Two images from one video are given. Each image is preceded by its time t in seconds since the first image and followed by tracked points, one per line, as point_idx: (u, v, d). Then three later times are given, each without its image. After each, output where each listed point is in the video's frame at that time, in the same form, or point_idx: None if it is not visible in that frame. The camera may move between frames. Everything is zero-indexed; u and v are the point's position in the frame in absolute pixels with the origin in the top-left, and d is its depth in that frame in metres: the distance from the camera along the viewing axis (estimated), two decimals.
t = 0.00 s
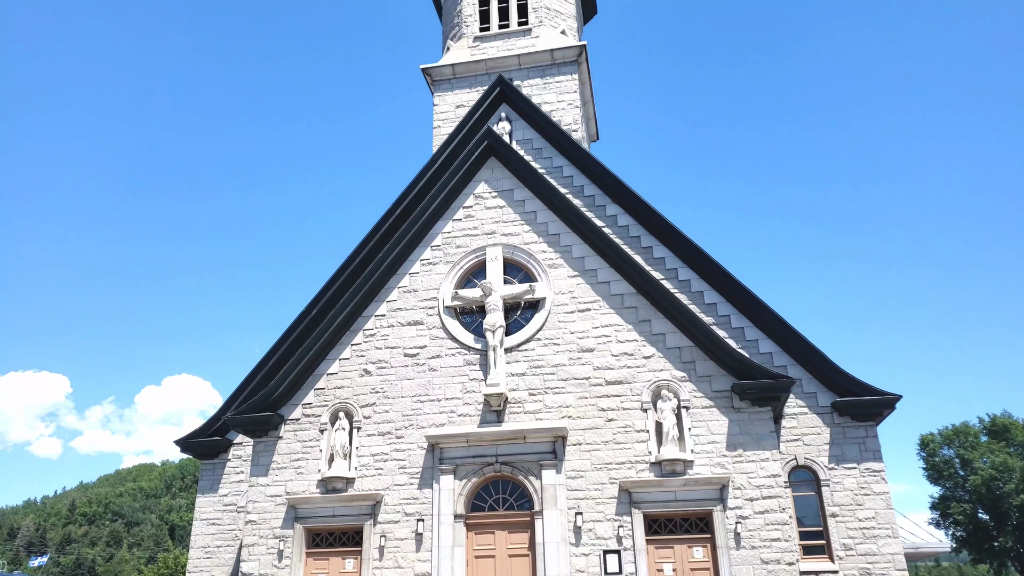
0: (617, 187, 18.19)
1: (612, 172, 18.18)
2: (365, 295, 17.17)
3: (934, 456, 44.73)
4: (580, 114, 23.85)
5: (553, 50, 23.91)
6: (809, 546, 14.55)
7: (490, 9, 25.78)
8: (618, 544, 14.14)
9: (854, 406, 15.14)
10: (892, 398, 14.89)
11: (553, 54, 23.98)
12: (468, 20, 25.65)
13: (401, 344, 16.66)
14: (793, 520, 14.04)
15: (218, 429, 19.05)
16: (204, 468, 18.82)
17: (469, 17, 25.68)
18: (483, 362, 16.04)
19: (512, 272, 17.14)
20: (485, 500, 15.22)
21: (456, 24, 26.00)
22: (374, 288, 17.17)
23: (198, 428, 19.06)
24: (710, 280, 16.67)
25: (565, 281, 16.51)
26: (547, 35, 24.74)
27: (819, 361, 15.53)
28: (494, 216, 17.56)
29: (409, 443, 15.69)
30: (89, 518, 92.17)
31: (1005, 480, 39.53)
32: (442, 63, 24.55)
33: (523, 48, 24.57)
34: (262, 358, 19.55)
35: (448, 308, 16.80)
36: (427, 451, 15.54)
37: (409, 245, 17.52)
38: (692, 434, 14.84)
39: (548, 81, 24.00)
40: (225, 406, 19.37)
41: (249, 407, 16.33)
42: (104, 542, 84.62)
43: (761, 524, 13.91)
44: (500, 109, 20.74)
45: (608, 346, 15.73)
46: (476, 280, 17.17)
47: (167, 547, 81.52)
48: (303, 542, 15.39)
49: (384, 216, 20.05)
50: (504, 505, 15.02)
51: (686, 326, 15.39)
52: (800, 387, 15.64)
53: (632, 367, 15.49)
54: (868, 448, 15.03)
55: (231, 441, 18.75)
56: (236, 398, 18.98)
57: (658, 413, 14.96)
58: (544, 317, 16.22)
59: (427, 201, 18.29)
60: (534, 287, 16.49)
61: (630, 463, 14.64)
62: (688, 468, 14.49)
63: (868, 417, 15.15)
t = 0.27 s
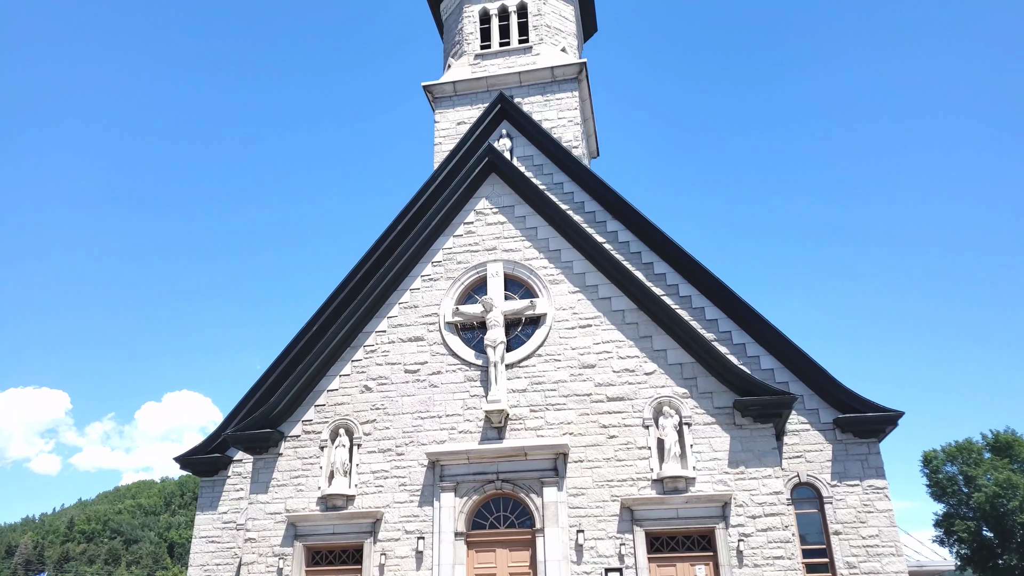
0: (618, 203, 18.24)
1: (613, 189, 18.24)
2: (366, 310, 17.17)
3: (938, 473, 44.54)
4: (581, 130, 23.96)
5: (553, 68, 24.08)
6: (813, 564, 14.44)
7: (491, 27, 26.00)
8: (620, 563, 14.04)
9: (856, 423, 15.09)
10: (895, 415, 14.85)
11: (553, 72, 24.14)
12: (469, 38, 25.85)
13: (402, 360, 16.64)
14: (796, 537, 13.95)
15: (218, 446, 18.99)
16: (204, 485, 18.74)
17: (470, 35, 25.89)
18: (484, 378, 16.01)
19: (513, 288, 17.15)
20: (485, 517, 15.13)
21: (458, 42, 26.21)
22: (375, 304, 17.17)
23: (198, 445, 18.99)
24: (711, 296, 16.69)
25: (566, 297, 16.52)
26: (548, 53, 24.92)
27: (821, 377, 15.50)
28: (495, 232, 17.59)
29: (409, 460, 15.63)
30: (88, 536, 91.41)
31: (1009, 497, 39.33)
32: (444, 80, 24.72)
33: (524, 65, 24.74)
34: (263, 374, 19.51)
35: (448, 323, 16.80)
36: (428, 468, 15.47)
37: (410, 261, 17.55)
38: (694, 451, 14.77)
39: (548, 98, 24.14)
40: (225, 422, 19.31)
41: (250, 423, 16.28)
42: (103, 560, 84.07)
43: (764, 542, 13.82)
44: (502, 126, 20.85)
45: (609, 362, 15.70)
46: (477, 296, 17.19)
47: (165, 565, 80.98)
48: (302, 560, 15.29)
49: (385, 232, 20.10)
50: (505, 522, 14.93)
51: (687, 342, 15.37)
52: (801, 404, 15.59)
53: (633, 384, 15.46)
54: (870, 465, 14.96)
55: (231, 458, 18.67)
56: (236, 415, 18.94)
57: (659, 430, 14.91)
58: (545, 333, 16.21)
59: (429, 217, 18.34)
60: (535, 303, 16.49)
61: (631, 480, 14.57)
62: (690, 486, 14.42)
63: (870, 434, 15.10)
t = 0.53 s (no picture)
0: (618, 220, 18.28)
1: (613, 205, 18.29)
2: (367, 327, 17.15)
3: (941, 490, 44.33)
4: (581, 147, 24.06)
5: (553, 85, 24.22)
6: None
7: (492, 45, 26.18)
8: None
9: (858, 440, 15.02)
10: (897, 431, 14.79)
11: (553, 89, 24.29)
12: (470, 56, 26.03)
13: (402, 377, 16.60)
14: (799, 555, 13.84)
15: (217, 463, 18.90)
16: (203, 502, 18.64)
17: (470, 52, 26.07)
18: (485, 394, 15.96)
19: (514, 304, 17.15)
20: (486, 535, 15.04)
21: (459, 60, 26.38)
22: (375, 320, 17.16)
23: (197, 462, 18.91)
24: (712, 313, 16.68)
25: (567, 313, 16.51)
26: (548, 70, 25.08)
27: (823, 394, 15.45)
28: (496, 248, 17.62)
29: (409, 478, 15.55)
30: (87, 553, 91.27)
31: (1013, 514, 39.10)
32: (445, 98, 24.86)
33: (524, 82, 24.89)
34: (263, 391, 19.47)
35: (449, 340, 16.77)
36: (428, 485, 15.39)
37: (411, 277, 17.56)
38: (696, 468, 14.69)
39: (548, 115, 24.27)
40: (225, 439, 19.25)
41: (249, 440, 16.22)
42: None
43: (767, 560, 13.71)
44: (503, 142, 20.95)
45: (610, 378, 15.66)
46: (477, 312, 17.18)
47: None
48: None
49: (386, 249, 20.13)
50: (506, 541, 14.83)
51: (688, 359, 15.34)
52: (803, 421, 15.54)
53: (634, 400, 15.41)
54: (873, 483, 14.87)
55: (230, 475, 18.59)
56: (236, 431, 18.87)
57: (661, 447, 14.84)
58: (546, 349, 16.18)
59: (429, 233, 18.37)
60: (536, 319, 16.48)
61: (633, 498, 14.49)
62: (692, 503, 14.33)
63: (873, 451, 15.02)
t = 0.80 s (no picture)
0: (618, 236, 18.32)
1: (613, 221, 18.34)
2: (367, 343, 17.13)
3: (944, 507, 44.12)
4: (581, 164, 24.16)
5: (554, 103, 24.36)
6: None
7: (492, 62, 26.36)
8: None
9: (860, 457, 14.94)
10: (899, 448, 14.72)
11: (553, 106, 24.43)
12: (471, 73, 26.19)
13: (402, 393, 16.57)
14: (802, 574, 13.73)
15: (216, 480, 18.82)
16: (202, 519, 18.53)
17: (471, 70, 26.23)
18: (485, 411, 15.92)
19: (514, 320, 17.14)
20: (486, 553, 14.94)
21: (460, 77, 26.54)
22: (376, 336, 17.15)
23: (196, 479, 18.82)
24: (713, 329, 16.68)
25: (568, 329, 16.50)
26: (548, 88, 25.23)
27: (824, 410, 15.40)
28: (497, 264, 17.64)
29: (409, 495, 15.47)
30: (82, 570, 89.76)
31: (1016, 532, 38.85)
32: (446, 115, 25.00)
33: (524, 100, 25.04)
34: (263, 407, 19.42)
35: (449, 355, 16.75)
36: (428, 503, 15.31)
37: (412, 293, 17.56)
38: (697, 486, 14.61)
39: (548, 132, 24.39)
40: (224, 456, 19.17)
41: (249, 457, 16.16)
42: None
43: None
44: (503, 159, 21.04)
45: (611, 395, 15.62)
46: (478, 328, 17.17)
47: None
48: None
49: (387, 265, 20.15)
50: (506, 559, 14.73)
51: (689, 375, 15.31)
52: (805, 437, 15.49)
53: (635, 417, 15.36)
54: (876, 500, 14.78)
55: (230, 492, 18.49)
56: (235, 448, 18.80)
57: (662, 464, 14.78)
58: (547, 365, 16.16)
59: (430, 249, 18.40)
60: (536, 335, 16.47)
61: (634, 515, 14.40)
62: (693, 521, 14.25)
63: (875, 468, 14.95)
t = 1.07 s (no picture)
0: (619, 250, 18.34)
1: (614, 235, 18.36)
2: (367, 357, 17.09)
3: (947, 523, 43.87)
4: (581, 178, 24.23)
5: (554, 117, 24.47)
6: None
7: (493, 77, 26.50)
8: None
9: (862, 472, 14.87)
10: (901, 463, 14.65)
11: (553, 121, 24.53)
12: (471, 88, 26.34)
13: (402, 407, 16.53)
14: None
15: (215, 495, 18.74)
16: (201, 535, 18.44)
17: (472, 85, 26.37)
18: (486, 425, 15.87)
19: (515, 334, 17.13)
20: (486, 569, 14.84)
21: (460, 92, 26.68)
22: (376, 350, 17.13)
23: (195, 494, 18.74)
24: (714, 344, 16.66)
25: (568, 343, 16.48)
26: (548, 103, 25.35)
27: (825, 425, 15.35)
28: (497, 278, 17.64)
29: (409, 510, 15.40)
30: None
31: (1020, 548, 38.57)
32: (446, 129, 25.11)
33: (525, 115, 25.16)
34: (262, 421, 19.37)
35: (449, 370, 16.72)
36: (428, 518, 15.24)
37: (412, 306, 17.56)
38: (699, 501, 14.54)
39: (549, 146, 24.48)
40: (224, 470, 19.10)
41: (249, 471, 16.09)
42: None
43: None
44: (503, 173, 21.10)
45: (612, 409, 15.58)
46: (478, 342, 17.15)
47: None
48: None
49: (387, 279, 20.16)
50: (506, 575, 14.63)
51: (690, 390, 15.27)
52: (806, 452, 15.43)
53: (636, 432, 15.30)
54: (878, 516, 14.69)
55: (229, 507, 18.40)
56: (235, 463, 18.73)
57: (663, 479, 14.71)
58: (547, 380, 16.12)
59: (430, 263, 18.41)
60: (536, 349, 16.45)
61: (635, 531, 14.32)
62: (695, 536, 14.17)
63: (877, 483, 14.87)
